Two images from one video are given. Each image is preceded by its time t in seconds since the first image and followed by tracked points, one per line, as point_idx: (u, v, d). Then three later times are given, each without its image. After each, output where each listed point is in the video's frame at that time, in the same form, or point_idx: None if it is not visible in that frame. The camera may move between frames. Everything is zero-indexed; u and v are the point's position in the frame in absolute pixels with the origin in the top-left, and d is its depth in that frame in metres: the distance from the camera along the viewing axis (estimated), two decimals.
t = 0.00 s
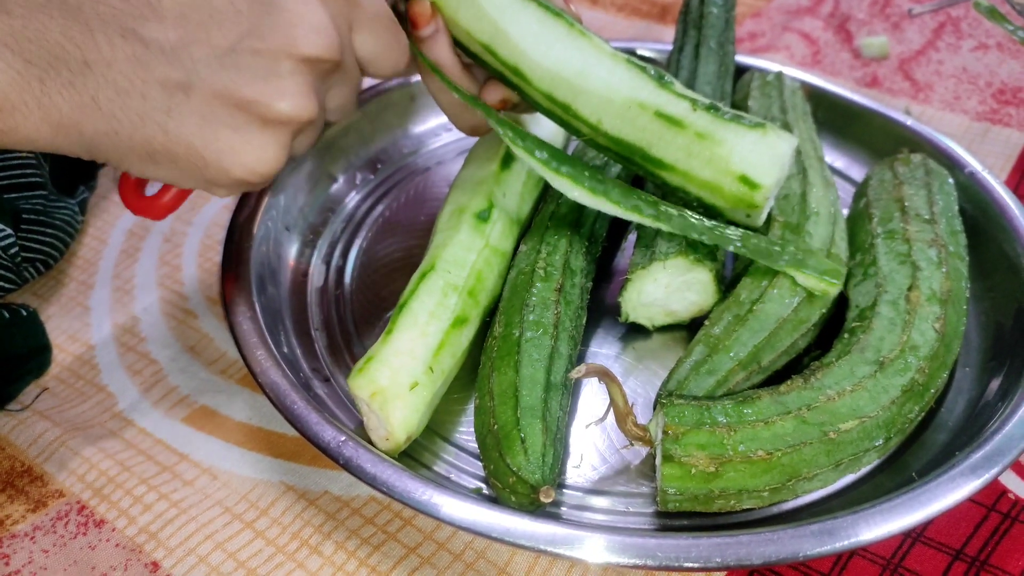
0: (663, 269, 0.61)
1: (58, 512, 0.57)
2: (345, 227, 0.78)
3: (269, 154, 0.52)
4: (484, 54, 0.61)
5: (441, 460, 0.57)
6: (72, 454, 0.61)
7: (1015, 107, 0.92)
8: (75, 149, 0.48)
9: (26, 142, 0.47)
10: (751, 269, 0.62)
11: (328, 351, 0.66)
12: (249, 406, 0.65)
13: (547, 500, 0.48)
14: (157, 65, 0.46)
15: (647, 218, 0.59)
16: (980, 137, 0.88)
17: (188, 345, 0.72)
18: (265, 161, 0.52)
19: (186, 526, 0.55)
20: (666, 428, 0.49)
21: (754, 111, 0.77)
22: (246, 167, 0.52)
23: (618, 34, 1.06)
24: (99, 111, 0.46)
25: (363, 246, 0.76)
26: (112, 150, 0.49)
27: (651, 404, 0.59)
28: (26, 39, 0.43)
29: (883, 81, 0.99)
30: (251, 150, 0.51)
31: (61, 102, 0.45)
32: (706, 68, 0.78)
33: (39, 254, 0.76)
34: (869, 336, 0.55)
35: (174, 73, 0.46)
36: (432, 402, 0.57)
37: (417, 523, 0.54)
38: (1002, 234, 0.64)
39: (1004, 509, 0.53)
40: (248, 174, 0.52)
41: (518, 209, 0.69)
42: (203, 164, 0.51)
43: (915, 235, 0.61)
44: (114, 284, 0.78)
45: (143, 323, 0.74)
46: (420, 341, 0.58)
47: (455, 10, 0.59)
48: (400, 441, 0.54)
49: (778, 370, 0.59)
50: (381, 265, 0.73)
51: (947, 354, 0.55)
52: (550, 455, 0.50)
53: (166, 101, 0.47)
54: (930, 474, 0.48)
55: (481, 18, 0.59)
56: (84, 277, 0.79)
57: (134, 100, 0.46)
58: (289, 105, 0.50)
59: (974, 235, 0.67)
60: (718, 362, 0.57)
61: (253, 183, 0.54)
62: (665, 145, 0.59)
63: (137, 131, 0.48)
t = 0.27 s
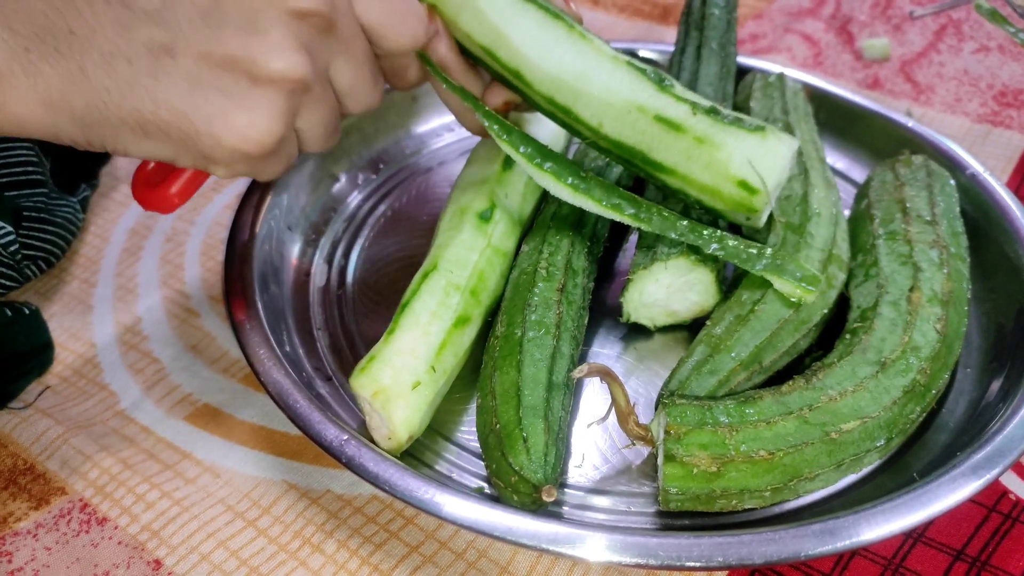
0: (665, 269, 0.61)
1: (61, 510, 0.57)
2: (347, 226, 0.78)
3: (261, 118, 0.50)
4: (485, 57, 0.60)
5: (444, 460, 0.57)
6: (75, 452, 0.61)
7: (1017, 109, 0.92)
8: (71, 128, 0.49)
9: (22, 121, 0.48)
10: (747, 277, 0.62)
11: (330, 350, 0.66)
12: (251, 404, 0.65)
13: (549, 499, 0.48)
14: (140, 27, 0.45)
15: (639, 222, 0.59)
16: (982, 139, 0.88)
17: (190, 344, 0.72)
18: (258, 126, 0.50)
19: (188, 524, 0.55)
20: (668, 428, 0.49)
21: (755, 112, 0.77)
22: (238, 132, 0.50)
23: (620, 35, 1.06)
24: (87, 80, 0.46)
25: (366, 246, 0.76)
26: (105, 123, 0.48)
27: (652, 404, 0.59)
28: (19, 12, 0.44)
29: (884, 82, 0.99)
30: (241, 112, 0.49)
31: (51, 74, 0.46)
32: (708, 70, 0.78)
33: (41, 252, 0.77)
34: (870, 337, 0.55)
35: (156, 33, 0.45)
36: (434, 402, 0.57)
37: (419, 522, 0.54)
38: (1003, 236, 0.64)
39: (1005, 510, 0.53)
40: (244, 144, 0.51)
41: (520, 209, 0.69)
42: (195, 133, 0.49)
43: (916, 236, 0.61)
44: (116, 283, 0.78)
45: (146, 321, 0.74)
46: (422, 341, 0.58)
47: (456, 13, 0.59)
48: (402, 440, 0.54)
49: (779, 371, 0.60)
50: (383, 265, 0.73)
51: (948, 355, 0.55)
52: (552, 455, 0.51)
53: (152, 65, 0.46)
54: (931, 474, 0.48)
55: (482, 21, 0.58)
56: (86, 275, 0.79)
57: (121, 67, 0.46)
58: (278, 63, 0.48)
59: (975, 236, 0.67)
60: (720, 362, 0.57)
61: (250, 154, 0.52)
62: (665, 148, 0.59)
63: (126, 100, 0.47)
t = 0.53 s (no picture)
0: (664, 270, 0.61)
1: (61, 509, 0.57)
2: (347, 227, 0.78)
3: (267, 132, 0.49)
4: (484, 58, 0.61)
5: (443, 460, 0.57)
6: (75, 451, 0.61)
7: (1016, 110, 0.92)
8: (75, 135, 0.48)
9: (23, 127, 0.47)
10: (747, 276, 0.62)
11: (330, 350, 0.66)
12: (250, 404, 0.65)
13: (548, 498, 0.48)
14: (151, 38, 0.46)
15: (638, 223, 0.59)
16: (981, 140, 0.88)
17: (190, 343, 0.72)
18: (264, 140, 0.49)
19: (188, 524, 0.55)
20: (667, 428, 0.49)
21: (754, 113, 0.77)
22: (243, 146, 0.49)
23: (620, 36, 1.06)
24: (92, 88, 0.45)
25: (366, 246, 0.76)
26: (107, 134, 0.48)
27: (651, 404, 0.59)
28: (24, 19, 0.44)
29: (883, 84, 0.99)
30: (247, 126, 0.49)
31: (55, 81, 0.45)
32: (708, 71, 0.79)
33: (42, 252, 0.77)
34: (869, 337, 0.55)
35: (166, 45, 0.46)
36: (433, 402, 0.57)
37: (418, 522, 0.54)
38: (1002, 236, 0.64)
39: (1003, 511, 0.53)
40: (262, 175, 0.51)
41: (519, 210, 0.69)
42: (199, 145, 0.49)
43: (915, 237, 0.61)
44: (116, 283, 0.78)
45: (146, 321, 0.74)
46: (421, 341, 0.58)
47: (456, 14, 0.59)
48: (401, 440, 0.55)
49: (778, 371, 0.60)
50: (383, 265, 0.74)
51: (947, 356, 0.55)
52: (551, 454, 0.51)
53: (160, 75, 0.46)
54: (930, 474, 0.48)
55: (482, 21, 0.59)
56: (87, 275, 0.79)
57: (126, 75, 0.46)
58: (287, 78, 0.48)
59: (974, 237, 0.67)
60: (718, 362, 0.57)
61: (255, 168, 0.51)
62: (664, 150, 0.59)
63: (129, 110, 0.46)
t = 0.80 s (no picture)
0: (663, 270, 0.61)
1: (60, 508, 0.57)
2: (347, 227, 0.78)
3: (258, 102, 0.50)
4: (483, 59, 0.61)
5: (442, 460, 0.57)
6: (74, 450, 0.61)
7: (1015, 111, 0.92)
8: (70, 109, 0.49)
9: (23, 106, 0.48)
10: (746, 277, 0.62)
11: (329, 350, 0.66)
12: (250, 404, 0.65)
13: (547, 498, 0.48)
14: (141, 13, 0.45)
15: (639, 223, 0.59)
16: (980, 141, 0.88)
17: (189, 343, 0.72)
18: (254, 110, 0.50)
19: (187, 523, 0.55)
20: (667, 428, 0.49)
21: (754, 114, 0.77)
22: (235, 117, 0.50)
23: (620, 37, 1.06)
24: (86, 64, 0.46)
25: (365, 246, 0.76)
26: (103, 108, 0.49)
27: (651, 404, 0.59)
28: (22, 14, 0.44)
29: (883, 85, 0.99)
30: (238, 95, 0.49)
31: (50, 57, 0.46)
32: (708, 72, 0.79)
33: (41, 251, 0.77)
34: (868, 338, 0.55)
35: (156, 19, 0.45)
36: (433, 402, 0.57)
37: (418, 521, 0.54)
38: (1001, 237, 0.64)
39: (1002, 511, 0.53)
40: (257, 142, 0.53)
41: (519, 210, 0.69)
42: (192, 117, 0.49)
43: (914, 238, 0.61)
44: (116, 283, 0.78)
45: (145, 321, 0.74)
46: (421, 341, 0.58)
47: (455, 15, 0.59)
48: (401, 440, 0.55)
49: (778, 371, 0.60)
50: (383, 265, 0.74)
51: (946, 356, 0.55)
52: (551, 454, 0.51)
53: (151, 50, 0.46)
54: (929, 475, 0.48)
55: (481, 23, 0.58)
56: (86, 275, 0.79)
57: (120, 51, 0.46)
58: (275, 49, 0.48)
59: (974, 238, 0.67)
60: (718, 362, 0.57)
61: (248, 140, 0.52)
62: (663, 150, 0.59)
63: (122, 83, 0.47)
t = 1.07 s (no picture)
0: (663, 270, 0.61)
1: (60, 509, 0.57)
2: (347, 227, 0.78)
3: (265, 105, 0.50)
4: (483, 59, 0.61)
5: (442, 460, 0.57)
6: (74, 451, 0.61)
7: (1015, 110, 0.92)
8: (75, 118, 0.50)
9: (26, 112, 0.49)
10: (746, 276, 0.62)
11: (329, 350, 0.66)
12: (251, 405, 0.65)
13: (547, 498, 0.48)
14: (145, 18, 0.45)
15: (639, 223, 0.59)
16: (980, 140, 0.88)
17: (189, 344, 0.72)
18: (261, 113, 0.50)
19: (187, 523, 0.55)
20: (666, 428, 0.49)
21: (754, 113, 0.77)
22: (241, 119, 0.50)
23: (620, 36, 1.06)
24: (89, 68, 0.47)
25: (365, 246, 0.76)
26: (108, 113, 0.49)
27: (651, 403, 0.59)
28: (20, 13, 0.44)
29: (883, 84, 0.99)
30: (244, 99, 0.50)
31: (53, 64, 0.47)
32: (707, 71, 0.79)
33: (41, 252, 0.77)
34: (868, 337, 0.55)
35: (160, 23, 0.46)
36: (433, 402, 0.57)
37: (418, 521, 0.54)
38: (1001, 236, 0.64)
39: (1003, 510, 0.53)
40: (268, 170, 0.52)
41: (519, 210, 0.69)
42: (197, 121, 0.50)
43: (914, 237, 0.61)
44: (116, 283, 0.78)
45: (145, 321, 0.74)
46: (421, 341, 0.58)
47: (456, 15, 0.59)
48: (400, 440, 0.55)
49: (778, 371, 0.60)
50: (383, 264, 0.74)
51: (946, 355, 0.55)
52: (551, 454, 0.51)
53: (155, 53, 0.46)
54: (929, 474, 0.48)
55: (482, 23, 0.59)
56: (86, 275, 0.79)
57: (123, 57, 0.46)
58: (280, 49, 0.48)
59: (974, 237, 0.67)
60: (718, 362, 0.57)
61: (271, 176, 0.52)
62: (663, 150, 0.59)
63: (125, 88, 0.48)
